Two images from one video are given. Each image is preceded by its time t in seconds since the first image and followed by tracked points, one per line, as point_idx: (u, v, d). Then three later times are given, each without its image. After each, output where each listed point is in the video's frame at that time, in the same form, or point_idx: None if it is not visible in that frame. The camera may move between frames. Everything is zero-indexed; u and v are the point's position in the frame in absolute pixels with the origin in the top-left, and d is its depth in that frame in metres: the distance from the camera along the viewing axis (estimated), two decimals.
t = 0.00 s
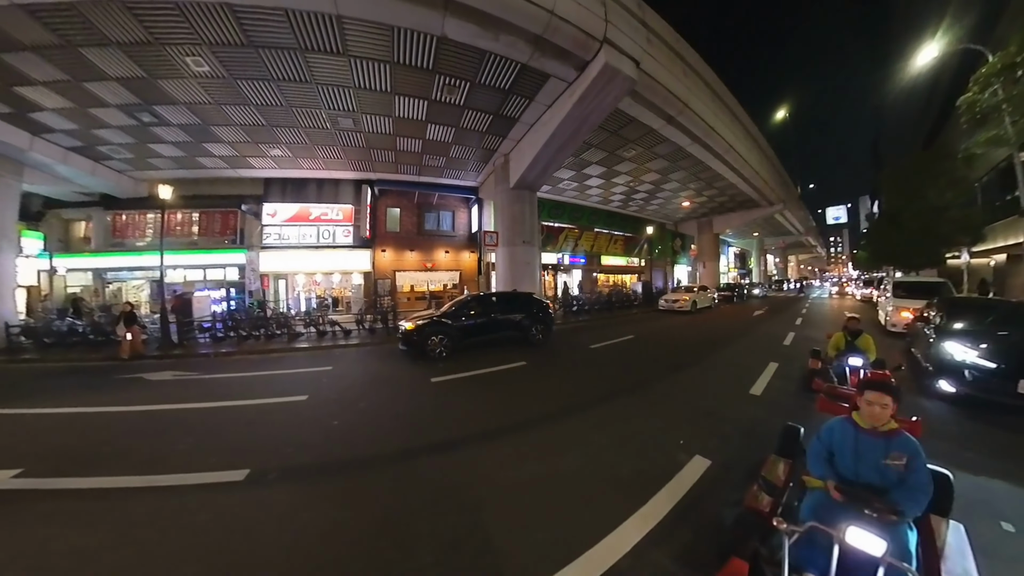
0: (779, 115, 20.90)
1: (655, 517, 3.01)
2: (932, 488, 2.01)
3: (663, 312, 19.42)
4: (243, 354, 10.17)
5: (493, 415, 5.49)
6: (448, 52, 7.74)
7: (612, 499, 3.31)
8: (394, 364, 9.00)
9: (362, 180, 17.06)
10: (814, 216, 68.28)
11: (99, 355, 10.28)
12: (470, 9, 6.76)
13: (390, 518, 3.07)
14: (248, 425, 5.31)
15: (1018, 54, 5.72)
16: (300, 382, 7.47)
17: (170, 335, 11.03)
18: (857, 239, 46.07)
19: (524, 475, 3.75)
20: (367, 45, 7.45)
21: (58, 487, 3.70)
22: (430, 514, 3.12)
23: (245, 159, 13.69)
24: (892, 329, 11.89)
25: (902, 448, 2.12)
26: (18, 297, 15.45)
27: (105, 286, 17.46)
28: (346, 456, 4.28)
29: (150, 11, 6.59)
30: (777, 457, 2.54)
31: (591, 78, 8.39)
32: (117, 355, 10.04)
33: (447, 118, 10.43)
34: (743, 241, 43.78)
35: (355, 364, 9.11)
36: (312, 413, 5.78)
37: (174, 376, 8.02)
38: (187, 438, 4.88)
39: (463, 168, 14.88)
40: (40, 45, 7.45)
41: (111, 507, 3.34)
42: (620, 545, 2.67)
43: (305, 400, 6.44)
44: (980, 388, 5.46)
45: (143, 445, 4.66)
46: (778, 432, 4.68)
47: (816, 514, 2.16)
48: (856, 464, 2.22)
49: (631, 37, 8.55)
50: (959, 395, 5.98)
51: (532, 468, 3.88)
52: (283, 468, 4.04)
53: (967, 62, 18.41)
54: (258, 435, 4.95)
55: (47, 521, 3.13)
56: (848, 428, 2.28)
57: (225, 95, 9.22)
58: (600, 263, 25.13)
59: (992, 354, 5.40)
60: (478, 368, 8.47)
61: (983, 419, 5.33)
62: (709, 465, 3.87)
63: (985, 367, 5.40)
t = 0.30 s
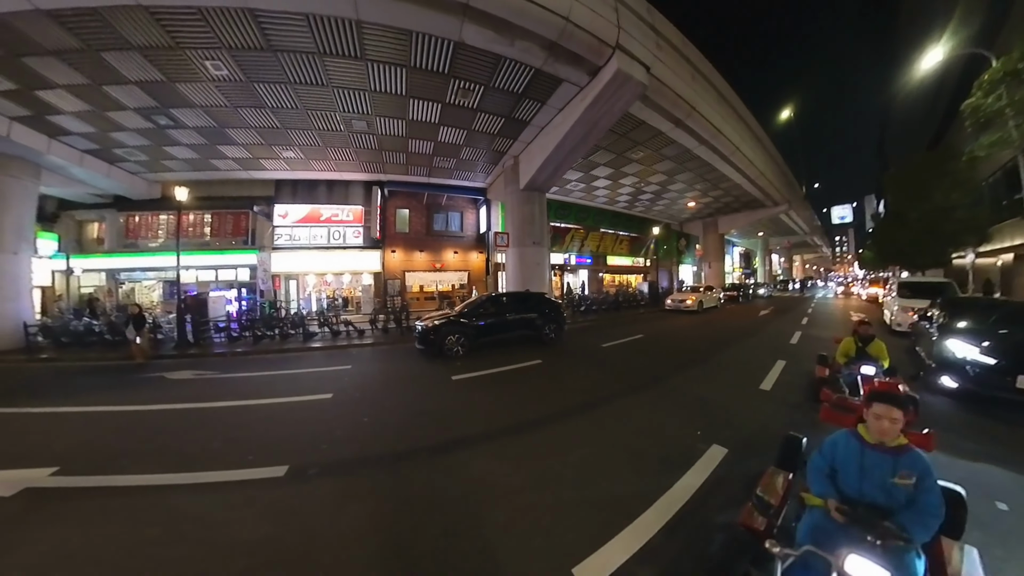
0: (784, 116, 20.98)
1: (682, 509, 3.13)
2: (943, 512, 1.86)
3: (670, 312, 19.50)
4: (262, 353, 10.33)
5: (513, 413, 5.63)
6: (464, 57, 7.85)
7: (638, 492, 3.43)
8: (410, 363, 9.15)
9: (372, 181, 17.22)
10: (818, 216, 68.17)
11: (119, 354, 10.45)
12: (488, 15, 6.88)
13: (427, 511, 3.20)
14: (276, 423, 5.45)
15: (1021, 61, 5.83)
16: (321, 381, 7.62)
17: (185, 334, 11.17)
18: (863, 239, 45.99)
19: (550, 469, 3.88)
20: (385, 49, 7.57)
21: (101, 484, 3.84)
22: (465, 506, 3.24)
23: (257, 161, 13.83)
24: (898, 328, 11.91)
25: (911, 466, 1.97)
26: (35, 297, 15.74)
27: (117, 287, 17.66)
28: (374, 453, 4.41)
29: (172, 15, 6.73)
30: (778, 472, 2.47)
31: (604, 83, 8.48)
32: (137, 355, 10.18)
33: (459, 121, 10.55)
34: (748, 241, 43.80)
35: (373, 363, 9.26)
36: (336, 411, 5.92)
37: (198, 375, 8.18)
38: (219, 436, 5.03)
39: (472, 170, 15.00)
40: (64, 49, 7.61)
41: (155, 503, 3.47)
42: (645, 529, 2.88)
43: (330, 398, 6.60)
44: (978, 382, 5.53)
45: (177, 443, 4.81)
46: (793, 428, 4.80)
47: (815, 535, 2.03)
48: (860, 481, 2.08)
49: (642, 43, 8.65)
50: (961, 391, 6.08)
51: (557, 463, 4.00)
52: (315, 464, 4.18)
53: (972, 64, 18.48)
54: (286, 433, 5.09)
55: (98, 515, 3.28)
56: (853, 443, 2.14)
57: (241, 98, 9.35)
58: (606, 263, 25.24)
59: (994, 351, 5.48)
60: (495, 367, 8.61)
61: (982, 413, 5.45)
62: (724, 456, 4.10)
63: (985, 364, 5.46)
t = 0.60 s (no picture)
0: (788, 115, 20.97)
1: (700, 503, 3.21)
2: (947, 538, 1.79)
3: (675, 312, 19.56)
4: (275, 352, 10.45)
5: (526, 410, 5.72)
6: (476, 61, 7.93)
7: (656, 487, 3.51)
8: (422, 362, 9.24)
9: (379, 182, 17.33)
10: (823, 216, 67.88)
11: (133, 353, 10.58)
12: (500, 20, 6.96)
13: (451, 506, 3.28)
14: (294, 421, 5.55)
15: None
16: (334, 379, 7.71)
17: (197, 334, 11.29)
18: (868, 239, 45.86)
19: (568, 465, 3.96)
20: (398, 53, 7.66)
21: (129, 480, 3.92)
22: (487, 502, 3.32)
23: (267, 162, 13.93)
24: (901, 328, 12.02)
25: (914, 486, 1.90)
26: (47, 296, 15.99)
27: (128, 286, 17.91)
28: (394, 450, 4.50)
29: (187, 19, 6.81)
30: (771, 487, 2.41)
31: (613, 86, 8.53)
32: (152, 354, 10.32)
33: (469, 122, 10.62)
34: (752, 241, 43.77)
35: (384, 361, 9.36)
36: (353, 409, 6.02)
37: (215, 374, 8.29)
38: (239, 433, 5.12)
39: (480, 171, 15.08)
40: (81, 52, 7.72)
41: (184, 499, 3.56)
42: (662, 521, 2.98)
43: (346, 396, 6.70)
44: (979, 380, 5.62)
45: (199, 440, 4.90)
46: (804, 425, 4.87)
47: (808, 558, 1.97)
48: (858, 501, 2.03)
49: (650, 46, 8.70)
50: (963, 389, 6.15)
51: (574, 459, 4.07)
52: (336, 461, 4.27)
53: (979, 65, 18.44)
54: (306, 431, 5.18)
55: (132, 511, 3.37)
56: (852, 459, 2.07)
57: (253, 101, 9.44)
58: (611, 263, 25.31)
59: (995, 350, 5.55)
60: (505, 365, 8.70)
61: (985, 409, 5.52)
62: (735, 450, 4.20)
63: (986, 362, 5.53)
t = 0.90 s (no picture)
0: (807, 110, 20.45)
1: (726, 506, 3.17)
2: None
3: (691, 312, 19.29)
4: (295, 351, 10.66)
5: (545, 410, 5.72)
6: (491, 63, 7.98)
7: (680, 488, 3.48)
8: (439, 362, 9.33)
9: (394, 184, 17.53)
10: (844, 214, 66.03)
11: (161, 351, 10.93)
12: (516, 22, 6.99)
13: (475, 505, 3.30)
14: (318, 419, 5.67)
15: None
16: (354, 379, 7.84)
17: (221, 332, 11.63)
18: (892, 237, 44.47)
19: (589, 465, 3.95)
20: (414, 56, 7.76)
21: (163, 475, 4.06)
22: (511, 501, 3.33)
23: (286, 166, 14.21)
24: (929, 330, 11.60)
25: (952, 524, 1.72)
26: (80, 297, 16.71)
27: (154, 287, 18.51)
28: (417, 448, 4.58)
29: (210, 28, 7.02)
30: (784, 513, 2.37)
31: (628, 84, 8.47)
32: (180, 352, 10.67)
33: (483, 124, 10.68)
34: (770, 240, 42.92)
35: (402, 361, 9.46)
36: (375, 408, 6.12)
37: (240, 372, 8.51)
38: (266, 431, 5.26)
39: (494, 172, 15.14)
40: (111, 63, 8.02)
41: (216, 495, 3.66)
42: (688, 523, 2.95)
43: (367, 395, 6.80)
44: (1014, 383, 5.42)
45: (228, 437, 5.05)
46: (831, 428, 4.76)
47: None
48: (886, 538, 1.84)
49: (665, 44, 8.62)
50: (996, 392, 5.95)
51: (595, 460, 4.06)
52: (360, 459, 4.34)
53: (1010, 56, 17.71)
54: (330, 429, 5.29)
55: (169, 506, 3.49)
56: (879, 489, 1.89)
57: (273, 106, 9.65)
58: (625, 263, 25.12)
59: None
60: (522, 365, 8.72)
61: (1021, 413, 5.33)
62: (759, 452, 4.14)
63: (1020, 365, 5.35)
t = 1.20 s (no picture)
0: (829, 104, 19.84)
1: (755, 515, 3.03)
2: None
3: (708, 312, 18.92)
4: (310, 350, 10.79)
5: (561, 413, 5.62)
6: (503, 60, 7.94)
7: (703, 496, 3.35)
8: (453, 361, 9.30)
9: (407, 184, 17.64)
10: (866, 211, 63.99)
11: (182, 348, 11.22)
12: (529, 18, 6.94)
13: (490, 510, 3.23)
14: (333, 419, 5.67)
15: None
16: (369, 378, 7.87)
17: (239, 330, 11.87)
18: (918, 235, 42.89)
19: (607, 470, 3.84)
20: (426, 55, 7.77)
21: (181, 473, 4.10)
22: (527, 506, 3.26)
23: (301, 168, 14.41)
24: (963, 331, 11.16)
25: None
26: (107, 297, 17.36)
27: (176, 287, 18.98)
28: (432, 450, 4.53)
29: (226, 32, 7.13)
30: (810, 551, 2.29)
31: (643, 78, 8.32)
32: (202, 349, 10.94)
33: (496, 122, 10.65)
34: (789, 238, 41.84)
35: (416, 360, 9.48)
36: (389, 409, 6.10)
37: (256, 369, 8.63)
38: (282, 429, 5.28)
39: (507, 171, 15.10)
40: (133, 70, 8.25)
41: (232, 494, 3.68)
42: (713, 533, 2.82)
43: (382, 395, 6.82)
44: None
45: (245, 436, 5.08)
46: (862, 434, 4.54)
47: None
48: None
49: (681, 36, 8.45)
50: None
51: (613, 465, 3.96)
52: (374, 460, 4.31)
53: None
54: (345, 429, 5.28)
55: (186, 504, 3.51)
56: (928, 530, 1.50)
57: (289, 109, 9.79)
58: (639, 262, 24.79)
59: None
60: (537, 366, 8.61)
61: None
62: (787, 460, 3.95)
63: None
